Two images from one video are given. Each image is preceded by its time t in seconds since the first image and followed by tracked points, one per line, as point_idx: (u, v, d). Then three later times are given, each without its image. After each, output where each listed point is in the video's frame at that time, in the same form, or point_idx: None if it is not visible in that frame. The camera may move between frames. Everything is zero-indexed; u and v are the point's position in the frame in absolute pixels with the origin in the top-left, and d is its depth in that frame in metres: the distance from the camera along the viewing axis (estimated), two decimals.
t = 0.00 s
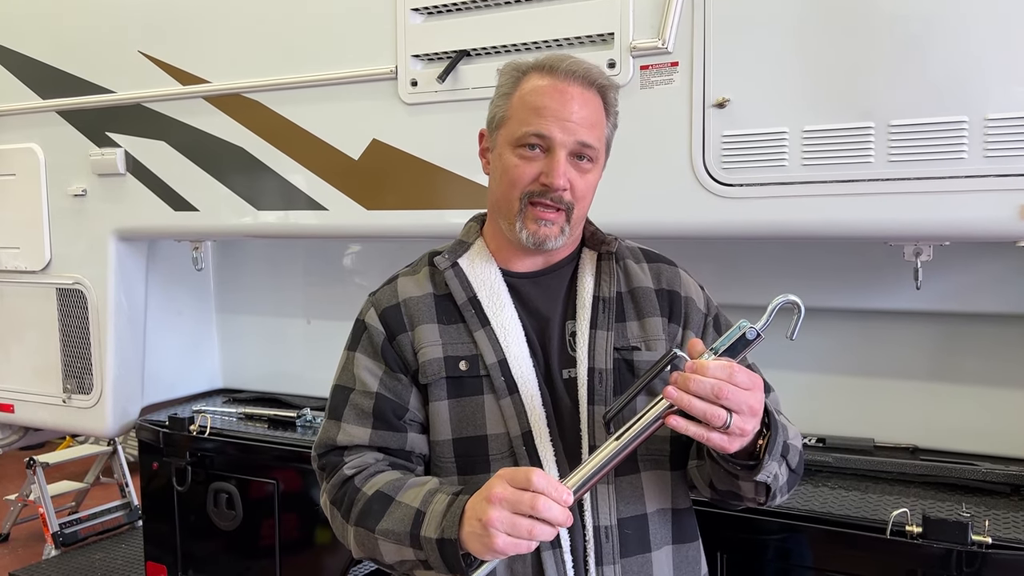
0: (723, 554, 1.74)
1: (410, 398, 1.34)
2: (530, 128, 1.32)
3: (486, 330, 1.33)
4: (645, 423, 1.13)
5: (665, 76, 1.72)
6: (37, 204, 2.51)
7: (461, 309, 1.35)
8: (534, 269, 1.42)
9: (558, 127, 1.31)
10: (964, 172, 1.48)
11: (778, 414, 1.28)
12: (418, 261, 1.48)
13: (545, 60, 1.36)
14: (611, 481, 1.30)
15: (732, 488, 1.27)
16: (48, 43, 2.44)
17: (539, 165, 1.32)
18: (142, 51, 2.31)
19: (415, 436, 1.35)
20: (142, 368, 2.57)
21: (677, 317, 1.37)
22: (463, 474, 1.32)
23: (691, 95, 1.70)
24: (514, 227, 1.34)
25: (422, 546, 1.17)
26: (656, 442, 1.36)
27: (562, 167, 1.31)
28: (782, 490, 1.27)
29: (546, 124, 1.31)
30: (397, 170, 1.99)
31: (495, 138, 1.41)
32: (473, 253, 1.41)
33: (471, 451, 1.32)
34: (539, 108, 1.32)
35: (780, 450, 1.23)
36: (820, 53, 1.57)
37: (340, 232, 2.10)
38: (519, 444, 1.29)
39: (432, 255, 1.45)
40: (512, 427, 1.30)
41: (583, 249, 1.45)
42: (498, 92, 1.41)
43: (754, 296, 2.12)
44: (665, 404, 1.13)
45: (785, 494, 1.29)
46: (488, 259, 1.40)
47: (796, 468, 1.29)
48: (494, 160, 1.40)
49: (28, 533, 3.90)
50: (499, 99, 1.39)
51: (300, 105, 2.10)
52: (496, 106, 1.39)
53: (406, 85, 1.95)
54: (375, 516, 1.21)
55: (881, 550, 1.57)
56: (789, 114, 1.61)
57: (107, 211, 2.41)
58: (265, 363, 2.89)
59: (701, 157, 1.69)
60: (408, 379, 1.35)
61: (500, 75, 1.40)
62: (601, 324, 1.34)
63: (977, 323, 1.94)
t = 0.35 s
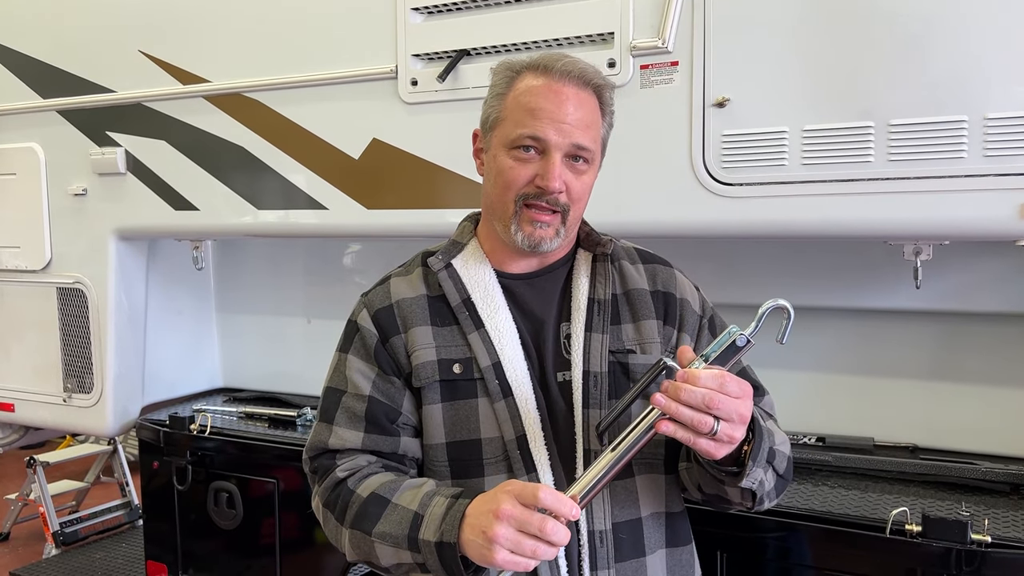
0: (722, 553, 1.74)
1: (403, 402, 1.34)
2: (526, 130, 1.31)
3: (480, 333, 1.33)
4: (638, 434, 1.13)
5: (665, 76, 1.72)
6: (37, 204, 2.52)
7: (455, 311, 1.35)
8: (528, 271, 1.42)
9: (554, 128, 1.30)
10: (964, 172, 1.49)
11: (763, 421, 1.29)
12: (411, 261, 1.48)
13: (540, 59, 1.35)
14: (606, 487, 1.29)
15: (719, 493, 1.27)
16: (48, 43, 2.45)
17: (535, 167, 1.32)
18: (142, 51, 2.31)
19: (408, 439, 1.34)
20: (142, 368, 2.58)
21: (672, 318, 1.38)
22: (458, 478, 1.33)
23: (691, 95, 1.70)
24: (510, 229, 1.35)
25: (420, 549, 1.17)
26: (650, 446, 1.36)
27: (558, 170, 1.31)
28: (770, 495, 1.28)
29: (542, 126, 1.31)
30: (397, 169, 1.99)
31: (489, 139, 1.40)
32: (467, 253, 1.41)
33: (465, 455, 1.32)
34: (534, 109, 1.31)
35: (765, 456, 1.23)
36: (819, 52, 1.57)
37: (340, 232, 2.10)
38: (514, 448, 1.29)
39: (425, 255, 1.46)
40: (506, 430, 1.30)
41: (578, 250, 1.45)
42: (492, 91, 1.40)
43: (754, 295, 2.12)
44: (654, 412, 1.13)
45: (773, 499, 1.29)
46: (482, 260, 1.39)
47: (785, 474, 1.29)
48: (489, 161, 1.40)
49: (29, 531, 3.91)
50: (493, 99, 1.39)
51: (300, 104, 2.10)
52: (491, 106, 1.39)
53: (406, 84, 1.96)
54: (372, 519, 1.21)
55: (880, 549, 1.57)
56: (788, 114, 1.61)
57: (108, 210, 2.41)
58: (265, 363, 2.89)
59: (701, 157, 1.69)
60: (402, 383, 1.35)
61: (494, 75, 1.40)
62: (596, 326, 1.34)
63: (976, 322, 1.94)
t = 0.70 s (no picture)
0: (722, 552, 1.74)
1: (396, 406, 1.34)
2: (519, 130, 1.31)
3: (473, 335, 1.33)
4: (634, 420, 1.12)
5: (665, 75, 1.72)
6: (37, 203, 2.52)
7: (447, 313, 1.35)
8: (521, 272, 1.42)
9: (547, 128, 1.31)
10: (964, 171, 1.49)
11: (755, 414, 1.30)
12: (401, 263, 1.48)
13: (531, 59, 1.35)
14: (601, 488, 1.30)
15: (710, 489, 1.27)
16: (48, 42, 2.45)
17: (529, 167, 1.32)
18: (142, 51, 2.31)
19: (402, 444, 1.34)
20: (143, 367, 2.58)
21: (664, 319, 1.38)
22: (453, 482, 1.33)
23: (691, 95, 1.70)
24: (504, 230, 1.34)
25: (427, 558, 1.17)
26: (644, 447, 1.36)
27: (551, 169, 1.31)
28: (760, 493, 1.28)
29: (535, 126, 1.31)
30: (397, 169, 1.99)
31: (481, 139, 1.40)
32: (459, 255, 1.41)
33: (459, 458, 1.32)
34: (527, 109, 1.32)
35: (755, 450, 1.23)
36: (819, 53, 1.58)
37: (340, 232, 2.10)
38: (509, 451, 1.29)
39: (415, 258, 1.46)
40: (501, 433, 1.30)
41: (570, 251, 1.45)
42: (482, 92, 1.40)
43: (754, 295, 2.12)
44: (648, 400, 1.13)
45: (764, 497, 1.29)
46: (475, 261, 1.40)
47: (775, 471, 1.30)
48: (481, 162, 1.40)
49: (29, 530, 3.91)
50: (484, 99, 1.39)
51: (301, 104, 2.10)
52: (483, 107, 1.39)
53: (406, 84, 1.96)
54: (376, 529, 1.21)
55: (881, 549, 1.58)
56: (788, 114, 1.61)
57: (108, 210, 2.41)
58: (265, 362, 2.89)
59: (701, 157, 1.69)
60: (394, 386, 1.34)
61: (484, 75, 1.40)
62: (588, 327, 1.34)
63: (976, 322, 1.94)
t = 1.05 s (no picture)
0: (723, 552, 1.74)
1: (389, 411, 1.33)
2: (509, 122, 1.31)
3: (467, 338, 1.33)
4: (644, 411, 1.13)
5: (665, 75, 1.72)
6: (38, 203, 2.52)
7: (441, 316, 1.35)
8: (514, 273, 1.42)
9: (538, 120, 1.31)
10: (964, 171, 1.49)
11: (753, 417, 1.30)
12: (392, 266, 1.47)
13: (520, 55, 1.36)
14: (597, 493, 1.30)
15: (707, 491, 1.27)
16: (49, 42, 2.45)
17: (520, 160, 1.32)
18: (143, 50, 2.31)
19: (395, 450, 1.34)
20: (144, 366, 2.58)
21: (658, 321, 1.38)
22: (448, 488, 1.31)
23: (692, 95, 1.70)
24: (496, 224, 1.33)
25: (427, 559, 1.17)
26: (640, 451, 1.37)
27: (543, 160, 1.30)
28: (757, 495, 1.28)
29: (526, 118, 1.31)
30: (397, 169, 1.99)
31: (471, 136, 1.40)
32: (451, 256, 1.41)
33: (454, 464, 1.31)
34: (517, 102, 1.32)
35: (754, 451, 1.24)
36: (818, 53, 1.58)
37: (341, 231, 2.11)
38: (504, 456, 1.29)
39: (407, 260, 1.45)
40: (496, 438, 1.29)
41: (563, 252, 1.45)
42: (471, 91, 1.41)
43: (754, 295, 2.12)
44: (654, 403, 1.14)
45: (761, 499, 1.29)
46: (467, 262, 1.39)
47: (774, 472, 1.30)
48: (471, 158, 1.39)
49: (30, 530, 3.92)
50: (473, 97, 1.39)
51: (302, 104, 2.10)
52: (472, 105, 1.39)
53: (407, 84, 1.96)
54: (372, 532, 1.21)
55: (881, 549, 1.58)
56: (788, 114, 1.61)
57: (109, 209, 2.41)
58: (266, 362, 2.89)
59: (701, 156, 1.69)
60: (387, 391, 1.33)
61: (472, 74, 1.40)
62: (584, 330, 1.34)
63: (976, 322, 1.94)
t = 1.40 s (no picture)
0: (724, 552, 1.74)
1: (381, 414, 1.32)
2: (511, 128, 1.31)
3: (462, 341, 1.33)
4: (633, 429, 1.12)
5: (667, 75, 1.72)
6: (38, 202, 2.52)
7: (435, 319, 1.35)
8: (510, 276, 1.41)
9: (540, 126, 1.30)
10: (965, 172, 1.49)
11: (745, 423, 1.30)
12: (386, 267, 1.46)
13: (523, 58, 1.35)
14: (591, 501, 1.29)
15: (699, 498, 1.26)
16: (50, 41, 2.45)
17: (521, 166, 1.31)
18: (143, 50, 2.31)
19: (388, 454, 1.33)
20: (144, 365, 2.58)
21: (655, 327, 1.38)
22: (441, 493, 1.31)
23: (693, 95, 1.70)
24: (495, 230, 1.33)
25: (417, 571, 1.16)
26: (634, 457, 1.37)
27: (544, 167, 1.30)
28: (749, 503, 1.28)
29: (527, 124, 1.30)
30: (398, 168, 1.99)
31: (470, 138, 1.39)
32: (447, 259, 1.40)
33: (447, 469, 1.31)
34: (519, 107, 1.31)
35: (746, 459, 1.24)
36: (819, 54, 1.58)
37: (342, 231, 2.11)
38: (498, 461, 1.28)
39: (400, 262, 1.45)
40: (490, 443, 1.29)
41: (560, 255, 1.45)
42: (471, 91, 1.40)
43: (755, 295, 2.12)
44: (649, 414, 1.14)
45: (752, 508, 1.29)
46: (463, 264, 1.39)
47: (764, 480, 1.31)
48: (470, 161, 1.38)
49: (31, 529, 3.92)
50: (473, 98, 1.38)
51: (303, 104, 2.10)
52: (471, 105, 1.38)
53: (409, 83, 1.96)
54: (361, 544, 1.20)
55: (883, 549, 1.58)
56: (789, 114, 1.61)
57: (110, 209, 2.42)
58: (266, 362, 2.89)
59: (703, 156, 1.69)
60: (380, 395, 1.33)
61: (473, 75, 1.39)
62: (580, 334, 1.34)
63: (977, 322, 1.94)
